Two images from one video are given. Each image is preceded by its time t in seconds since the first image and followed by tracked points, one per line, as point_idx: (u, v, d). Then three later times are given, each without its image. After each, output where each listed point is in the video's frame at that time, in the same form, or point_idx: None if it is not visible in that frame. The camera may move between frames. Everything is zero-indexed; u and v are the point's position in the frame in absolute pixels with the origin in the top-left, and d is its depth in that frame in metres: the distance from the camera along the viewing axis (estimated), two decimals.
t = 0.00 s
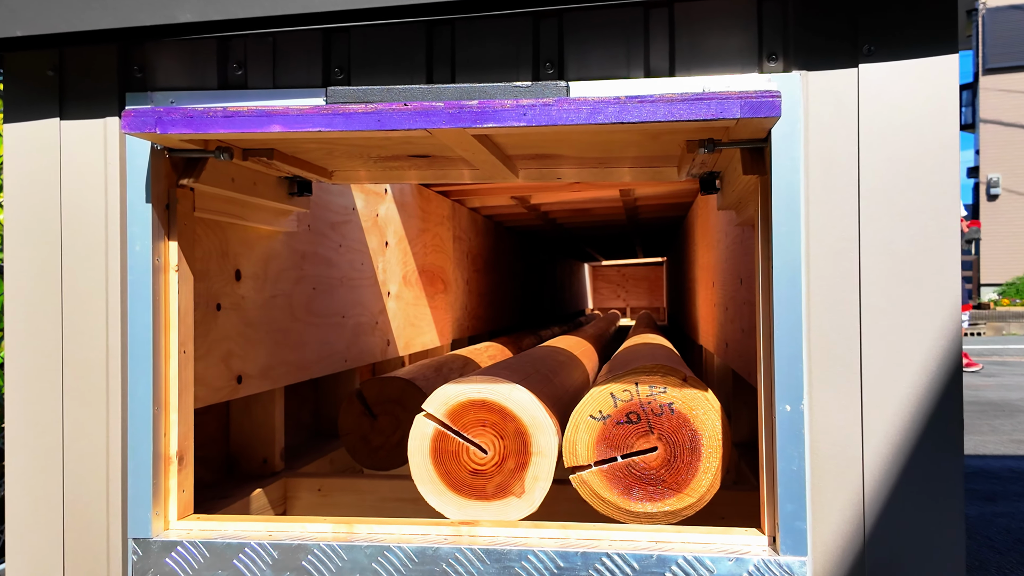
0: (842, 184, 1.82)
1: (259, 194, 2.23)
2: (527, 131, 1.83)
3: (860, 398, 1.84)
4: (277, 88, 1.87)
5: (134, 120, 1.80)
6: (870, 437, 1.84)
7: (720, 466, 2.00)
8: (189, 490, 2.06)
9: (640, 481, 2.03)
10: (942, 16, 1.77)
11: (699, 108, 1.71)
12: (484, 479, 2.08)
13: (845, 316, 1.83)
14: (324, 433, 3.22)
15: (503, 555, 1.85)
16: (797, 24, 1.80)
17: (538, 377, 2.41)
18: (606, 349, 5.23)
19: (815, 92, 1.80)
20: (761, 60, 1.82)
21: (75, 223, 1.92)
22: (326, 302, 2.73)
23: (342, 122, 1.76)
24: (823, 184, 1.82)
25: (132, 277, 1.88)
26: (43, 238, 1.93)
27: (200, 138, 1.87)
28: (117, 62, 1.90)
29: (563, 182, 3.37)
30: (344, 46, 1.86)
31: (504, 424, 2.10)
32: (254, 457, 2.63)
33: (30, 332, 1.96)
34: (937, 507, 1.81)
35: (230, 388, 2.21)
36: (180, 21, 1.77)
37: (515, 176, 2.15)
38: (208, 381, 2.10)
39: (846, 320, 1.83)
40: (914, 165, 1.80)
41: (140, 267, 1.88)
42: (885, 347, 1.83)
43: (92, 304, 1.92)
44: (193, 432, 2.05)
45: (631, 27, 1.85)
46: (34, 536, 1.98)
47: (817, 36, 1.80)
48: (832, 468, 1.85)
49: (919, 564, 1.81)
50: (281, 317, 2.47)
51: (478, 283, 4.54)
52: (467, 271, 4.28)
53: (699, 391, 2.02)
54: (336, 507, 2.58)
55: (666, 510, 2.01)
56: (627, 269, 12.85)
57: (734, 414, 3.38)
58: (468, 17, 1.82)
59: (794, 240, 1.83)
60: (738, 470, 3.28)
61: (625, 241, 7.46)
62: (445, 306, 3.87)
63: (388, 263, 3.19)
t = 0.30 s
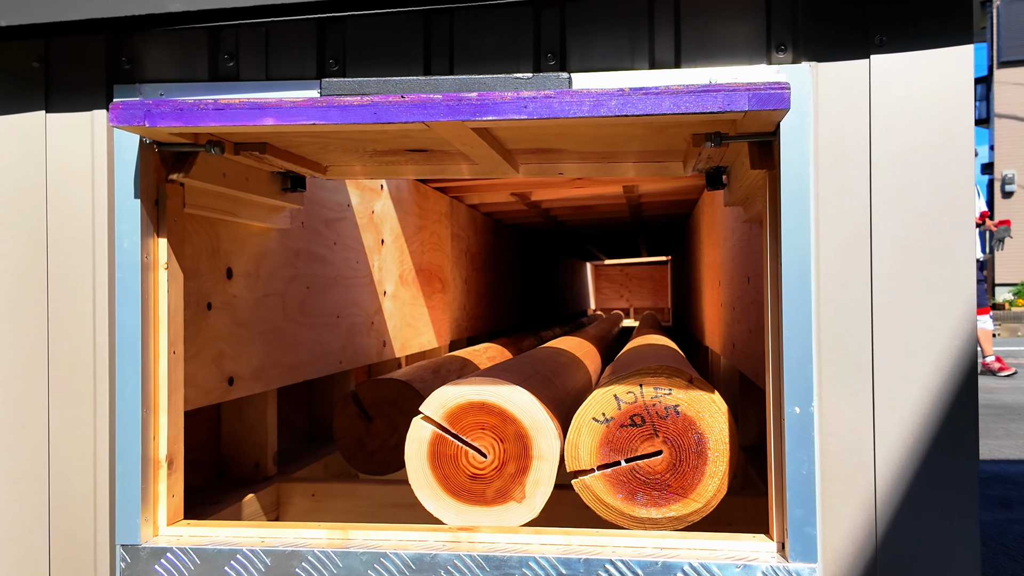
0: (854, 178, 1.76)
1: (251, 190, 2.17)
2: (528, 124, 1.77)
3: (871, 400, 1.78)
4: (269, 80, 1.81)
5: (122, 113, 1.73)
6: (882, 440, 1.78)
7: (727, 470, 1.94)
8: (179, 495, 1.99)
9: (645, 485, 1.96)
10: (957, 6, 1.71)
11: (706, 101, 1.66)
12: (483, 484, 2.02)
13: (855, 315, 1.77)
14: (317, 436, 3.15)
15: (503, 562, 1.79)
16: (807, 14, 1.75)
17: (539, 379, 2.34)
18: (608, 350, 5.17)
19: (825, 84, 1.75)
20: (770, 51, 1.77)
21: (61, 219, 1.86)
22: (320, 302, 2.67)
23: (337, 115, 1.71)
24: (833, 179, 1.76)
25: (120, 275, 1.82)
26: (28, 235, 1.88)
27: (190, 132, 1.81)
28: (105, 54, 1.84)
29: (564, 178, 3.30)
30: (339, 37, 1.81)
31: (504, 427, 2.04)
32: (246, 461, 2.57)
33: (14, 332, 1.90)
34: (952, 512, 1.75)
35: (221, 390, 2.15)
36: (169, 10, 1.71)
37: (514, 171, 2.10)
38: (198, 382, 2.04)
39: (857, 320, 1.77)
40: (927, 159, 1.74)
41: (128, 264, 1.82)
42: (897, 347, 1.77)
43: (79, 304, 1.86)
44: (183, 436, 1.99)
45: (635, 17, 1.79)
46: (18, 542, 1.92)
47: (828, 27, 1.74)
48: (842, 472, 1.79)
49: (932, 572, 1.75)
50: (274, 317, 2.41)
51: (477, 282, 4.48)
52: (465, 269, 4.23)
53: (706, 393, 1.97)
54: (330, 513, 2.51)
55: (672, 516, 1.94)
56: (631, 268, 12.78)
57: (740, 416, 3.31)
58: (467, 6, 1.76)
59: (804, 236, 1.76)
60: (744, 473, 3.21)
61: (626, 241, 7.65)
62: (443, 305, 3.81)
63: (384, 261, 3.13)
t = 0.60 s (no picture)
0: (865, 169, 1.71)
1: (244, 183, 2.12)
2: (529, 115, 1.72)
3: (882, 398, 1.73)
4: (263, 69, 1.76)
5: (113, 102, 1.69)
6: (894, 439, 1.73)
7: (734, 470, 1.89)
8: (171, 496, 1.93)
9: (649, 486, 1.91)
10: None
11: (712, 90, 1.61)
12: (483, 485, 1.97)
13: (866, 311, 1.72)
14: (312, 438, 3.10)
15: (504, 564, 1.74)
16: (816, 1, 1.70)
17: (541, 378, 2.29)
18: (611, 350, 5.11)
19: (835, 73, 1.70)
20: (778, 39, 1.72)
21: (49, 212, 1.81)
22: (315, 299, 2.62)
23: (333, 105, 1.66)
24: (843, 170, 1.71)
25: (110, 269, 1.77)
26: (16, 228, 1.83)
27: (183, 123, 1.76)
28: (95, 43, 1.79)
29: (566, 172, 3.25)
30: (335, 25, 1.76)
31: (505, 427, 1.99)
32: (239, 463, 2.51)
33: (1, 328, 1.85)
34: (965, 513, 1.69)
35: (213, 389, 2.10)
36: None
37: (514, 163, 2.04)
38: (191, 381, 1.99)
39: (867, 316, 1.72)
40: (940, 149, 1.69)
41: (119, 259, 1.77)
42: (909, 344, 1.72)
43: (67, 299, 1.81)
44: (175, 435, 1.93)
45: (639, 4, 1.74)
46: (4, 545, 1.86)
47: (838, 14, 1.70)
48: (852, 471, 1.74)
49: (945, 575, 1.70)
50: (268, 314, 2.36)
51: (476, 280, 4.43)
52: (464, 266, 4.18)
53: (712, 391, 1.91)
54: (326, 516, 2.46)
55: (676, 518, 1.89)
56: (633, 267, 12.68)
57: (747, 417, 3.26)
58: None
59: (813, 229, 1.71)
60: (751, 475, 3.15)
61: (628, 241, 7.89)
62: (441, 303, 3.76)
63: (381, 257, 3.08)
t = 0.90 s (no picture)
0: (877, 160, 1.65)
1: (234, 175, 2.06)
2: (529, 104, 1.66)
3: (895, 397, 1.66)
4: (253, 57, 1.70)
5: (97, 91, 1.63)
6: (907, 440, 1.66)
7: (742, 473, 1.83)
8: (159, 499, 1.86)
9: (654, 490, 1.85)
10: None
11: (719, 77, 1.55)
12: (482, 489, 1.91)
13: (878, 306, 1.66)
14: (305, 440, 3.03)
15: (504, 570, 1.67)
16: None
17: (541, 378, 2.22)
18: (613, 351, 5.04)
19: (846, 60, 1.64)
20: (787, 25, 1.66)
21: (31, 205, 1.75)
22: (307, 296, 2.55)
23: (326, 93, 1.60)
24: (853, 161, 1.65)
25: (95, 264, 1.71)
26: None
27: (169, 113, 1.70)
28: (79, 29, 1.73)
29: (568, 166, 3.19)
30: (328, 11, 1.70)
31: (504, 428, 1.92)
32: (229, 467, 2.45)
33: None
34: (983, 516, 1.63)
35: (202, 389, 2.04)
36: None
37: (514, 155, 1.98)
38: (178, 381, 1.92)
39: (879, 312, 1.66)
40: (956, 137, 1.63)
41: (104, 253, 1.70)
42: (923, 340, 1.65)
43: (50, 295, 1.75)
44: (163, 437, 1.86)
45: None
46: None
47: None
48: (865, 473, 1.67)
49: None
50: (259, 312, 2.30)
51: (474, 277, 4.36)
52: (462, 264, 4.12)
53: (718, 391, 1.85)
54: (320, 521, 2.39)
55: (682, 522, 1.83)
56: (637, 265, 12.42)
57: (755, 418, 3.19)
58: None
59: (824, 221, 1.64)
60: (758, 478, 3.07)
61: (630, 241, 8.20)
62: (438, 302, 3.68)
63: (376, 254, 3.01)
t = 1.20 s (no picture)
0: (888, 151, 1.59)
1: (224, 169, 2.00)
2: (528, 95, 1.60)
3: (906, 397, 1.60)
4: (244, 46, 1.64)
5: (83, 81, 1.58)
6: (920, 441, 1.60)
7: (749, 476, 1.77)
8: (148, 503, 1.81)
9: (658, 493, 1.79)
10: None
11: (725, 66, 1.50)
12: (480, 492, 1.85)
13: (889, 303, 1.60)
14: (298, 444, 2.97)
15: None
16: None
17: (542, 379, 2.17)
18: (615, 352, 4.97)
19: (856, 48, 1.59)
20: (796, 14, 1.61)
21: (14, 199, 1.70)
22: (300, 295, 2.50)
23: (319, 83, 1.55)
24: (863, 153, 1.60)
25: (81, 260, 1.66)
26: None
27: (157, 104, 1.65)
28: (64, 17, 1.68)
29: (569, 159, 3.13)
30: None
31: (503, 430, 1.86)
32: (219, 471, 2.39)
33: None
34: (998, 521, 1.57)
35: (192, 390, 1.99)
36: None
37: (513, 148, 1.93)
38: (167, 381, 1.87)
39: (890, 309, 1.60)
40: (971, 129, 1.58)
41: (90, 249, 1.65)
42: (936, 338, 1.60)
43: (33, 292, 1.69)
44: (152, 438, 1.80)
45: None
46: None
47: None
48: (876, 476, 1.61)
49: None
50: (250, 311, 2.24)
51: (472, 276, 4.31)
52: (460, 262, 4.06)
53: (724, 392, 1.79)
54: (313, 527, 2.33)
55: (686, 527, 1.77)
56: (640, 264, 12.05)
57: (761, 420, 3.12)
58: None
59: (833, 215, 1.59)
60: (765, 481, 3.00)
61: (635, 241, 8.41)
62: (435, 301, 3.62)
63: (371, 251, 2.95)
